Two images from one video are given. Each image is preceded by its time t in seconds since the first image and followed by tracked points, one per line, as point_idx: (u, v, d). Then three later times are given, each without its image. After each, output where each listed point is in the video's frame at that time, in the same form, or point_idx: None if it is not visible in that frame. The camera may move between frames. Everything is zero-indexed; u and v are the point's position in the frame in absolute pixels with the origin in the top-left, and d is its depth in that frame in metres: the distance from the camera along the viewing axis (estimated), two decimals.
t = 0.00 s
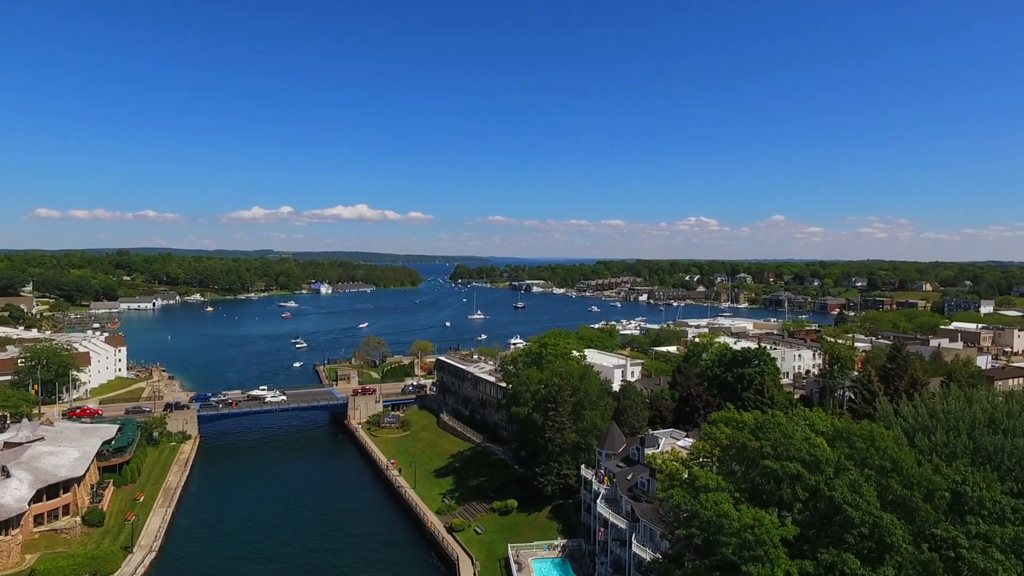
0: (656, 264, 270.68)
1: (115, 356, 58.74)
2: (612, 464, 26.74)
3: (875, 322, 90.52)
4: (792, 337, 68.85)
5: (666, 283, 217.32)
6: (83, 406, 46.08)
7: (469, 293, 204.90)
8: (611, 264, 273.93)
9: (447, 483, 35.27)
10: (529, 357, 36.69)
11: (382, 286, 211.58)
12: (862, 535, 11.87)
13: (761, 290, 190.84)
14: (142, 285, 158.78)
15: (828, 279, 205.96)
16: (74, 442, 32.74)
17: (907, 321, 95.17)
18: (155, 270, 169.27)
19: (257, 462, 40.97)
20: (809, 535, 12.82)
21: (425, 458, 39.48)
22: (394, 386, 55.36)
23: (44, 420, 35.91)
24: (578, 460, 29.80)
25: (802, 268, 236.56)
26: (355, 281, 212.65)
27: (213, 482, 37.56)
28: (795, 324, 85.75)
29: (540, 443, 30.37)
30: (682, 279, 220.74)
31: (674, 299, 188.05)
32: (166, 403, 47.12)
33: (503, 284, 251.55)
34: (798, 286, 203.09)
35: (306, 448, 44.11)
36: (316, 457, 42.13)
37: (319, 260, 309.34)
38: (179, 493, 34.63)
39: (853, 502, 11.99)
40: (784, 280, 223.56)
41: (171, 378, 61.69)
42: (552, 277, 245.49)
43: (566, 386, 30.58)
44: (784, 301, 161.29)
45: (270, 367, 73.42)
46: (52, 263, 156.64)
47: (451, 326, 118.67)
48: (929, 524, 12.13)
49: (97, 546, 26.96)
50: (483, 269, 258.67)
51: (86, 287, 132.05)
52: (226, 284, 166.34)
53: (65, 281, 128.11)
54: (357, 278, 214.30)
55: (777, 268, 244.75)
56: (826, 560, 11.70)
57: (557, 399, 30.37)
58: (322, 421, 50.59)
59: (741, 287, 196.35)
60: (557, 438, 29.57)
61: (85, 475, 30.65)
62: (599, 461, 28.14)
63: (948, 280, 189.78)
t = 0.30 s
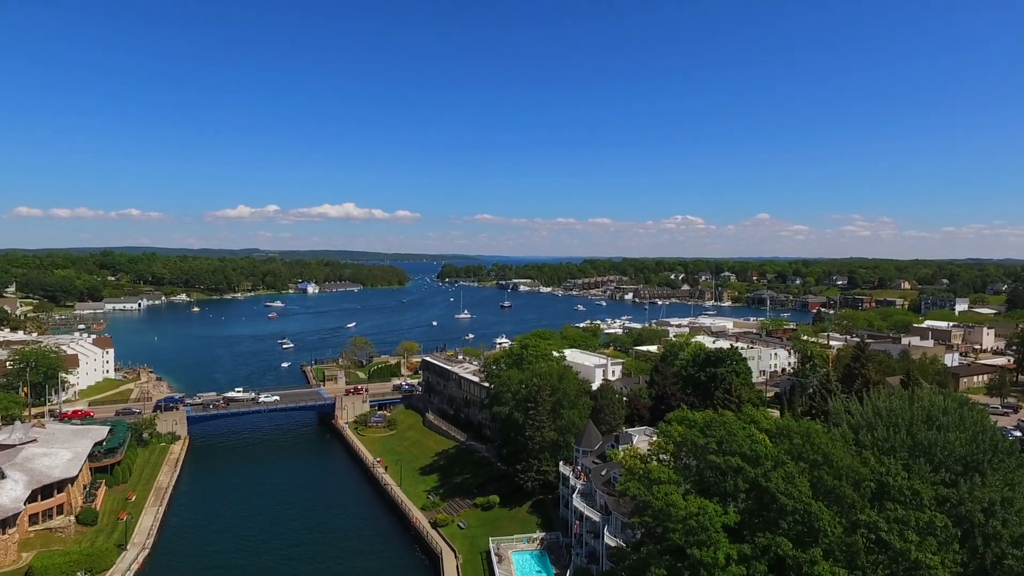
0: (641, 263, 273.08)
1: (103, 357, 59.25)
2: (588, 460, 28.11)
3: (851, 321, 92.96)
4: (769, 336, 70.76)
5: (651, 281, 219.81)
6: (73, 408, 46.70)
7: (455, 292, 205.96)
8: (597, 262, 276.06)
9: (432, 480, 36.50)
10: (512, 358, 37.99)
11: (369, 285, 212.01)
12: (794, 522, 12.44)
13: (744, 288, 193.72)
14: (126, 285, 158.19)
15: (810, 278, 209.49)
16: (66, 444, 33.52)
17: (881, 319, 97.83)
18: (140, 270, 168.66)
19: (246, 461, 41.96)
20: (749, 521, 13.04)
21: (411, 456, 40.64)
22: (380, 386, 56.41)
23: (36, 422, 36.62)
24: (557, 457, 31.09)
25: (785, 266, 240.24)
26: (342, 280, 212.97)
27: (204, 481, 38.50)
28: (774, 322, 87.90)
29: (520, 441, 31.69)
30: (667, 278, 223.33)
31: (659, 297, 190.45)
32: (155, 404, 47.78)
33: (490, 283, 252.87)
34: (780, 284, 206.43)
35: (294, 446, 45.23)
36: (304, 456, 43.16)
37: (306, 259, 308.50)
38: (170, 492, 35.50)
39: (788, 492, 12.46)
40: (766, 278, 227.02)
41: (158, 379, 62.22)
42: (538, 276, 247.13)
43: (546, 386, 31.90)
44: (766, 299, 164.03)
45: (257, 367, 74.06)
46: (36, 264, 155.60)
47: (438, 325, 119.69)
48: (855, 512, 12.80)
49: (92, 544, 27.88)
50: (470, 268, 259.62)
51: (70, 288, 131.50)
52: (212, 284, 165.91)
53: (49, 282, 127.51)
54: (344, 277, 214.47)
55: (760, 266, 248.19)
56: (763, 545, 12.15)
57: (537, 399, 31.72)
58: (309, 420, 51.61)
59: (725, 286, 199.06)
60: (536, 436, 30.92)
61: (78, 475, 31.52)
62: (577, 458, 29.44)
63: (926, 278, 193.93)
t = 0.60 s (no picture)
0: (627, 261, 275.39)
1: (89, 360, 59.66)
2: (566, 459, 29.37)
3: (829, 320, 95.17)
4: (747, 335, 72.52)
5: (637, 279, 221.90)
6: (60, 411, 47.26)
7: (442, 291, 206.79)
8: (584, 261, 277.88)
9: (416, 478, 37.64)
10: (495, 360, 39.20)
11: (356, 284, 212.04)
12: (738, 514, 13.74)
13: (728, 287, 196.19)
14: (110, 286, 157.32)
15: (792, 276, 212.63)
16: (56, 446, 34.17)
17: (858, 318, 100.27)
18: (124, 270, 167.73)
19: (233, 462, 42.74)
20: (698, 513, 14.31)
21: (396, 456, 41.73)
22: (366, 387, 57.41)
23: (26, 425, 37.28)
24: (536, 455, 32.28)
25: (768, 265, 243.24)
26: (328, 280, 212.88)
27: (192, 481, 39.23)
28: (753, 321, 89.88)
29: (501, 440, 32.90)
30: (652, 276, 225.33)
31: (644, 296, 192.37)
32: (143, 406, 48.45)
33: (477, 282, 253.77)
34: (763, 283, 209.29)
35: (281, 446, 46.08)
36: (291, 456, 44.06)
37: (292, 258, 307.31)
38: (159, 493, 36.26)
39: (732, 485, 13.81)
40: (750, 277, 229.90)
41: (145, 381, 62.74)
42: (525, 275, 248.20)
43: (525, 388, 33.10)
44: (749, 297, 166.57)
45: (244, 369, 74.64)
46: (18, 264, 154.32)
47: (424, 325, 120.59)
48: (793, 503, 14.06)
49: (84, 543, 28.74)
50: (457, 267, 260.42)
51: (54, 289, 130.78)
52: (197, 284, 165.33)
53: (32, 283, 126.80)
54: (330, 276, 214.35)
55: (744, 264, 251.22)
56: (709, 534, 13.44)
57: (517, 400, 32.94)
58: (296, 421, 52.46)
59: (709, 284, 201.49)
60: (516, 435, 32.12)
61: (69, 476, 32.30)
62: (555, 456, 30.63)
63: (904, 276, 197.69)
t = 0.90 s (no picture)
0: (613, 260, 277.60)
1: (76, 362, 60.06)
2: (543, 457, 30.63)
3: (806, 319, 97.48)
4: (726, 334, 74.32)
5: (622, 278, 224.00)
6: (48, 413, 47.77)
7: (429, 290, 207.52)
8: (570, 260, 279.68)
9: (401, 477, 38.77)
10: (477, 362, 40.43)
11: (343, 283, 212.08)
12: (690, 506, 15.05)
13: (711, 285, 198.72)
14: (94, 286, 156.34)
15: (774, 275, 215.85)
16: (47, 448, 34.87)
17: (835, 316, 102.67)
18: (108, 270, 166.71)
19: (222, 462, 43.55)
20: (655, 506, 15.59)
21: (381, 455, 42.79)
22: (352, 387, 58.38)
23: (16, 428, 37.93)
24: (516, 453, 33.51)
25: (751, 263, 246.42)
26: (315, 279, 212.69)
27: (181, 482, 40.01)
28: (733, 321, 91.82)
29: (483, 439, 34.14)
30: (638, 275, 227.53)
31: (630, 294, 194.36)
32: (131, 408, 49.07)
33: (464, 280, 254.68)
34: (746, 281, 212.25)
35: (269, 446, 46.98)
36: (278, 456, 44.89)
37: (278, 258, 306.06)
38: (149, 493, 37.05)
39: (686, 482, 15.14)
40: (733, 275, 232.83)
41: (132, 383, 63.14)
42: (512, 274, 249.30)
43: (506, 389, 34.35)
44: (732, 295, 169.15)
45: (230, 370, 75.14)
46: None
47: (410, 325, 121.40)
48: (741, 498, 15.35)
49: (77, 542, 29.57)
50: (444, 266, 261.07)
51: (37, 290, 129.97)
52: (182, 284, 164.72)
53: (15, 284, 125.95)
54: (317, 276, 214.20)
55: (728, 263, 254.27)
56: (663, 525, 14.73)
57: (498, 401, 34.19)
58: (283, 421, 53.33)
59: (693, 283, 203.98)
60: (497, 434, 33.35)
61: (60, 478, 33.04)
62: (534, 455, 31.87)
63: (884, 274, 201.53)
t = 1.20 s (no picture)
0: (599, 259, 279.75)
1: (62, 364, 60.42)
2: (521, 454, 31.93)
3: (785, 318, 99.56)
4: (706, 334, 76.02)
5: (609, 277, 225.88)
6: (36, 415, 48.26)
7: (416, 289, 208.16)
8: (556, 259, 281.35)
9: (385, 475, 39.88)
10: (460, 363, 41.60)
11: (329, 282, 212.21)
12: (648, 500, 16.29)
13: (696, 284, 201.18)
14: (78, 287, 155.53)
15: (758, 273, 218.79)
16: (37, 450, 35.56)
17: (814, 315, 104.79)
18: (92, 270, 165.99)
19: (209, 462, 44.39)
20: (616, 500, 16.81)
21: (366, 455, 43.77)
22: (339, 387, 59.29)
23: (5, 430, 38.52)
24: (497, 452, 34.67)
25: (735, 262, 249.44)
26: (301, 278, 212.52)
27: (170, 481, 40.88)
28: (713, 320, 93.64)
29: (466, 439, 35.33)
30: (623, 274, 229.51)
31: (615, 293, 196.27)
32: (119, 410, 49.69)
33: (451, 279, 255.43)
34: (729, 280, 215.18)
35: (256, 446, 47.86)
36: (264, 456, 45.69)
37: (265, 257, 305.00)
38: (138, 494, 37.87)
39: (643, 478, 16.43)
40: (717, 274, 235.74)
41: (118, 384, 63.46)
42: (498, 272, 250.41)
43: (487, 390, 35.53)
44: (716, 294, 171.62)
45: (217, 371, 75.54)
46: None
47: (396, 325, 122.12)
48: (695, 493, 16.50)
49: (68, 541, 30.37)
50: (431, 265, 261.78)
51: (21, 291, 129.21)
52: (168, 284, 164.21)
53: None
54: (303, 275, 214.06)
55: (712, 262, 257.15)
56: (623, 518, 15.97)
57: (480, 402, 35.37)
58: (270, 422, 54.10)
59: (677, 282, 206.33)
60: (478, 434, 34.54)
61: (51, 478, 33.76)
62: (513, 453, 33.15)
63: (864, 273, 205.13)
